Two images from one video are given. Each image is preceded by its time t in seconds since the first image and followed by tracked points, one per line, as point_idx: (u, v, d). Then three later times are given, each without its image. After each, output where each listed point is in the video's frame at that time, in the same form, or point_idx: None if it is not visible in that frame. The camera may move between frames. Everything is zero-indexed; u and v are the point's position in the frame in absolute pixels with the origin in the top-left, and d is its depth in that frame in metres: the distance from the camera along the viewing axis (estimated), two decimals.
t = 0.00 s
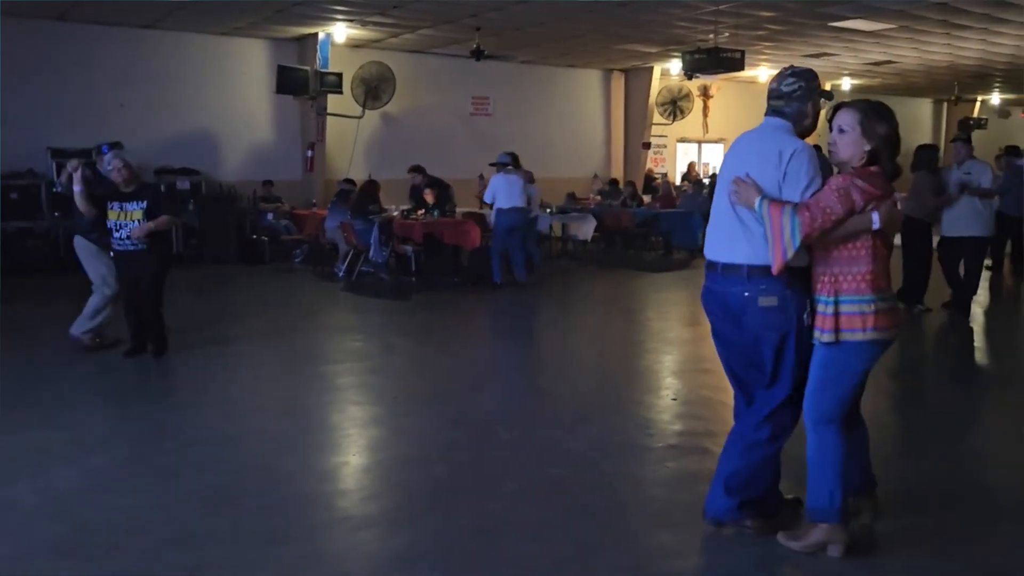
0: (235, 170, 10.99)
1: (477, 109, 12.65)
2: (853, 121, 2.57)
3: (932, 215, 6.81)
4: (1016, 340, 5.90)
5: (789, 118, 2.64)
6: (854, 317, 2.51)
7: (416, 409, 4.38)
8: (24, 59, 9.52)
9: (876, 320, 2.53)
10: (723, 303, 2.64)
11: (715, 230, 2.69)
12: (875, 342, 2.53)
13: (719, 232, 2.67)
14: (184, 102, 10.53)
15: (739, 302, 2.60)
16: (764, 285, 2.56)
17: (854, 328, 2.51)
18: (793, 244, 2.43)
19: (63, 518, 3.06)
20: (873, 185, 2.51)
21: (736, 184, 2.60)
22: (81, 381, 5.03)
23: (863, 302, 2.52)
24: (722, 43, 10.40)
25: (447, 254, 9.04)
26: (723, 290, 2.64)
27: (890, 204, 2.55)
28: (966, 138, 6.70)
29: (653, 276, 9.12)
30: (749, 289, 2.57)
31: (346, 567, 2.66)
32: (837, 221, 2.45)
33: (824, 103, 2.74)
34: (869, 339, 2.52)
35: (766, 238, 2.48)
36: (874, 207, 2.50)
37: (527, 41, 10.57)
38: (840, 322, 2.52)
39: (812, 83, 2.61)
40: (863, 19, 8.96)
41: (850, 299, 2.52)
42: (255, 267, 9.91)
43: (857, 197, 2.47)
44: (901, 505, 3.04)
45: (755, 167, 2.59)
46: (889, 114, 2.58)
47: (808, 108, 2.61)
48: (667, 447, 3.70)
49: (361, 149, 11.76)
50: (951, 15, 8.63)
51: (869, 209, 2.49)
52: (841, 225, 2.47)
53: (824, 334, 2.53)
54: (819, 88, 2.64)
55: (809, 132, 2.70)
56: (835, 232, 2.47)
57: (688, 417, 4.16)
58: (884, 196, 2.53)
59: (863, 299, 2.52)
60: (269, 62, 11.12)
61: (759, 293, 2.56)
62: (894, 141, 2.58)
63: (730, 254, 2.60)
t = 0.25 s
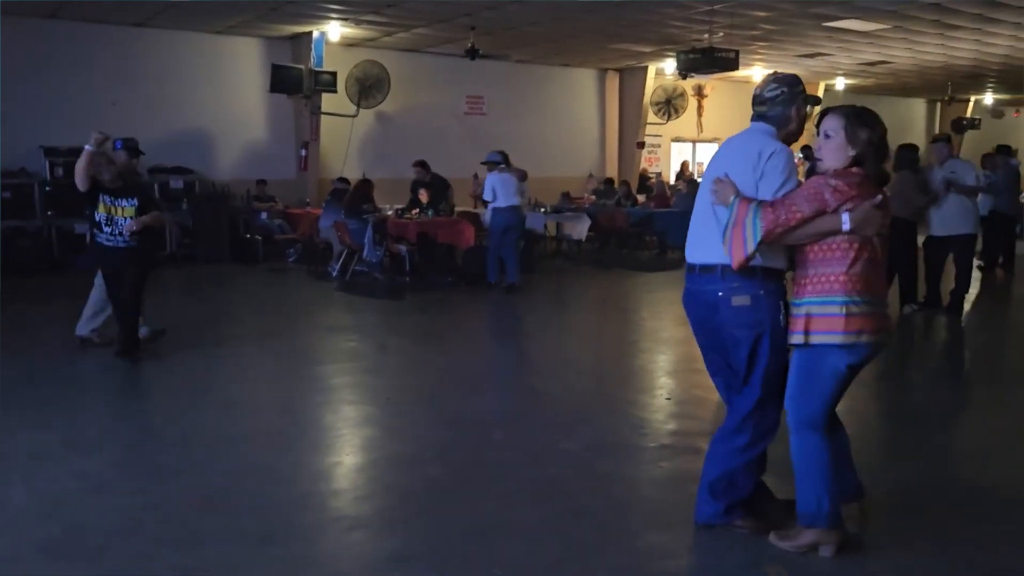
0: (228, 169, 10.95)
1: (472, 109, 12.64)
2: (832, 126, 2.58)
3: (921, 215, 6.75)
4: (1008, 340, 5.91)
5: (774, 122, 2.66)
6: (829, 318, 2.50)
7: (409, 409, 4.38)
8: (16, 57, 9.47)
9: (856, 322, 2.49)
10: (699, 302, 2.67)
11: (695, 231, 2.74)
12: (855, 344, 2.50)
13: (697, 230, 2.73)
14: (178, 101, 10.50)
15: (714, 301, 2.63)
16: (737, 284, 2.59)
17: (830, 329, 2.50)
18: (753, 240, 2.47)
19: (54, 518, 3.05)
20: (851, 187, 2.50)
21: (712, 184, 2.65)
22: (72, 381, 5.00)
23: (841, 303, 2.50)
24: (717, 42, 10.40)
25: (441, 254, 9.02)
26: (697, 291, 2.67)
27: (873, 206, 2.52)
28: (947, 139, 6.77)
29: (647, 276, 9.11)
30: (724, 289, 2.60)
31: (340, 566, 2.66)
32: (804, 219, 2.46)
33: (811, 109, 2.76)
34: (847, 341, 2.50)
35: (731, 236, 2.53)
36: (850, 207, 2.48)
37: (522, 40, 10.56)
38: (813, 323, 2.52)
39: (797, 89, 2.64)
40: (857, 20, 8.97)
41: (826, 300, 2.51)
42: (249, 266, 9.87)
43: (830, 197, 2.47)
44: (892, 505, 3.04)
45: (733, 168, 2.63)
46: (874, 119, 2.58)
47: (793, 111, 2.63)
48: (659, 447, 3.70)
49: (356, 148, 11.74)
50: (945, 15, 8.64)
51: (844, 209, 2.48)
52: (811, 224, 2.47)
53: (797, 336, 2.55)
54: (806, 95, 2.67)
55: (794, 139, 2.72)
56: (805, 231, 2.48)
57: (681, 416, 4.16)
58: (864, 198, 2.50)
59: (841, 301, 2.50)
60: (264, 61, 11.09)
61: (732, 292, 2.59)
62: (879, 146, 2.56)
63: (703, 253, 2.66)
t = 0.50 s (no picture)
0: (223, 168, 10.93)
1: (468, 107, 12.64)
2: (822, 126, 2.61)
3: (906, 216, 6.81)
4: (1002, 338, 5.93)
5: (769, 123, 2.67)
6: (818, 314, 2.51)
7: (404, 407, 4.37)
8: (10, 55, 9.44)
9: (847, 318, 2.50)
10: (692, 300, 2.71)
11: (690, 229, 2.77)
12: (846, 339, 2.50)
13: (691, 227, 2.76)
14: (172, 99, 10.47)
15: (704, 299, 2.67)
16: (726, 281, 2.62)
17: (820, 325, 2.51)
18: (742, 241, 2.50)
19: (49, 517, 3.05)
20: (841, 185, 2.50)
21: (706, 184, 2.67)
22: (66, 380, 4.99)
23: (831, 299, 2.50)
24: (712, 41, 10.42)
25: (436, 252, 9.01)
26: (690, 290, 2.71)
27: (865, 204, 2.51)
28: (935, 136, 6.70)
29: (642, 275, 9.11)
30: (714, 286, 2.64)
31: (334, 565, 2.66)
32: (792, 218, 2.48)
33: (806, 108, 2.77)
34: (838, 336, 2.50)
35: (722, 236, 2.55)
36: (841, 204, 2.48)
37: (517, 38, 10.56)
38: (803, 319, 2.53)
39: (790, 89, 2.65)
40: (852, 19, 8.99)
41: (816, 296, 2.52)
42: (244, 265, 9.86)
43: (818, 196, 2.48)
44: (887, 503, 3.04)
45: (727, 167, 2.65)
46: (868, 117, 2.58)
47: (787, 112, 2.64)
48: (655, 446, 3.70)
49: (351, 147, 11.73)
50: (939, 15, 8.67)
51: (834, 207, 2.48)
52: (799, 223, 2.49)
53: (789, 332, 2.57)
54: (800, 94, 2.67)
55: (790, 140, 2.72)
56: (794, 229, 2.49)
57: (676, 415, 4.17)
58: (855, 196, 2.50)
59: (831, 297, 2.50)
60: (259, 60, 11.08)
61: (722, 289, 2.63)
62: (869, 143, 2.57)
63: (695, 251, 2.68)
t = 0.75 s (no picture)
0: (220, 166, 10.93)
1: (464, 107, 12.65)
2: (829, 125, 2.59)
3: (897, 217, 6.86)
4: (996, 337, 5.96)
5: (769, 120, 2.71)
6: (819, 313, 2.54)
7: (400, 406, 4.40)
8: (5, 53, 9.43)
9: (847, 318, 2.51)
10: (696, 293, 2.74)
11: (696, 228, 2.82)
12: (847, 337, 2.53)
13: (697, 227, 2.81)
14: (168, 98, 10.47)
15: (709, 291, 2.69)
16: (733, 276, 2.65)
17: (819, 323, 2.54)
18: (743, 249, 2.55)
19: (46, 515, 3.07)
20: (841, 188, 2.53)
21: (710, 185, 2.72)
22: (63, 379, 5.00)
23: (831, 298, 2.53)
24: (708, 41, 10.44)
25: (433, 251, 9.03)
26: (695, 280, 2.73)
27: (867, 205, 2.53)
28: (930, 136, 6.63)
29: (638, 274, 9.14)
30: (720, 281, 2.66)
31: (329, 564, 2.68)
32: (791, 223, 2.53)
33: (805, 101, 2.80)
34: (839, 335, 2.53)
35: (725, 240, 2.61)
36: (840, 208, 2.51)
37: (513, 37, 10.58)
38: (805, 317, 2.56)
39: (789, 86, 2.68)
40: (847, 19, 9.02)
41: (817, 294, 2.55)
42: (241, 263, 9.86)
43: (816, 200, 2.52)
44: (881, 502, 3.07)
45: (729, 171, 2.69)
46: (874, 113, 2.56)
47: (787, 109, 2.68)
48: (653, 444, 3.73)
49: (348, 145, 11.74)
50: (934, 15, 8.70)
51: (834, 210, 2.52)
52: (799, 226, 2.53)
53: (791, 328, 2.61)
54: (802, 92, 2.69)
55: (793, 134, 2.75)
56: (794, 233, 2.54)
57: (672, 413, 4.20)
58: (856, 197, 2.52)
59: (832, 297, 2.53)
60: (255, 59, 11.09)
61: (728, 282, 2.66)
62: (877, 139, 2.52)
63: (699, 248, 2.73)
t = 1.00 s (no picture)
0: (218, 164, 10.93)
1: (462, 104, 12.67)
2: (831, 127, 2.66)
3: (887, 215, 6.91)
4: (992, 335, 5.98)
5: (775, 122, 2.79)
6: (817, 311, 2.59)
7: (399, 404, 4.42)
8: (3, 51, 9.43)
9: (844, 317, 2.57)
10: (705, 292, 2.84)
11: (706, 226, 2.92)
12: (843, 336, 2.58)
13: (706, 226, 2.91)
14: (166, 96, 10.47)
15: (720, 291, 2.79)
16: (742, 277, 2.75)
17: (816, 321, 2.59)
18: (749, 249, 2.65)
19: (47, 513, 3.09)
20: (840, 189, 2.59)
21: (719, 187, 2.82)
22: (62, 377, 5.01)
23: (829, 298, 2.58)
24: (705, 39, 10.46)
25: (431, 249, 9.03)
26: (705, 281, 2.84)
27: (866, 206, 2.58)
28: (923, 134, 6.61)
29: (635, 272, 9.17)
30: (729, 281, 2.76)
31: (328, 561, 2.70)
32: (790, 223, 2.61)
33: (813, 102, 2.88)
34: (834, 333, 2.58)
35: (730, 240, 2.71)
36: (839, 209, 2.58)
37: (511, 35, 10.59)
38: (803, 314, 2.61)
39: (794, 88, 2.76)
40: (844, 17, 9.04)
41: (815, 293, 2.60)
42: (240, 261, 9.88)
43: (815, 201, 2.60)
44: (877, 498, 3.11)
45: (736, 172, 2.77)
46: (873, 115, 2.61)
47: (792, 111, 2.76)
48: (650, 442, 3.76)
49: (346, 143, 11.75)
50: (931, 14, 8.73)
51: (832, 211, 2.59)
52: (797, 226, 2.60)
53: (790, 325, 2.65)
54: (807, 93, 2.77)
55: (802, 135, 2.83)
56: (794, 233, 2.61)
57: (669, 411, 4.23)
58: (854, 199, 2.59)
59: (828, 296, 2.58)
60: (253, 56, 11.09)
61: (738, 283, 2.75)
62: (872, 141, 2.57)
63: (711, 247, 2.83)
